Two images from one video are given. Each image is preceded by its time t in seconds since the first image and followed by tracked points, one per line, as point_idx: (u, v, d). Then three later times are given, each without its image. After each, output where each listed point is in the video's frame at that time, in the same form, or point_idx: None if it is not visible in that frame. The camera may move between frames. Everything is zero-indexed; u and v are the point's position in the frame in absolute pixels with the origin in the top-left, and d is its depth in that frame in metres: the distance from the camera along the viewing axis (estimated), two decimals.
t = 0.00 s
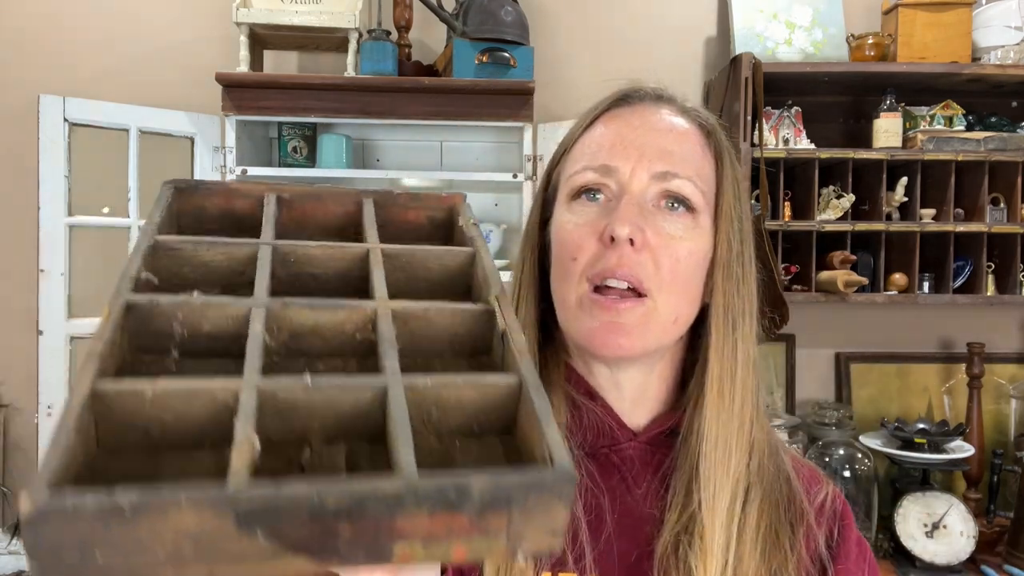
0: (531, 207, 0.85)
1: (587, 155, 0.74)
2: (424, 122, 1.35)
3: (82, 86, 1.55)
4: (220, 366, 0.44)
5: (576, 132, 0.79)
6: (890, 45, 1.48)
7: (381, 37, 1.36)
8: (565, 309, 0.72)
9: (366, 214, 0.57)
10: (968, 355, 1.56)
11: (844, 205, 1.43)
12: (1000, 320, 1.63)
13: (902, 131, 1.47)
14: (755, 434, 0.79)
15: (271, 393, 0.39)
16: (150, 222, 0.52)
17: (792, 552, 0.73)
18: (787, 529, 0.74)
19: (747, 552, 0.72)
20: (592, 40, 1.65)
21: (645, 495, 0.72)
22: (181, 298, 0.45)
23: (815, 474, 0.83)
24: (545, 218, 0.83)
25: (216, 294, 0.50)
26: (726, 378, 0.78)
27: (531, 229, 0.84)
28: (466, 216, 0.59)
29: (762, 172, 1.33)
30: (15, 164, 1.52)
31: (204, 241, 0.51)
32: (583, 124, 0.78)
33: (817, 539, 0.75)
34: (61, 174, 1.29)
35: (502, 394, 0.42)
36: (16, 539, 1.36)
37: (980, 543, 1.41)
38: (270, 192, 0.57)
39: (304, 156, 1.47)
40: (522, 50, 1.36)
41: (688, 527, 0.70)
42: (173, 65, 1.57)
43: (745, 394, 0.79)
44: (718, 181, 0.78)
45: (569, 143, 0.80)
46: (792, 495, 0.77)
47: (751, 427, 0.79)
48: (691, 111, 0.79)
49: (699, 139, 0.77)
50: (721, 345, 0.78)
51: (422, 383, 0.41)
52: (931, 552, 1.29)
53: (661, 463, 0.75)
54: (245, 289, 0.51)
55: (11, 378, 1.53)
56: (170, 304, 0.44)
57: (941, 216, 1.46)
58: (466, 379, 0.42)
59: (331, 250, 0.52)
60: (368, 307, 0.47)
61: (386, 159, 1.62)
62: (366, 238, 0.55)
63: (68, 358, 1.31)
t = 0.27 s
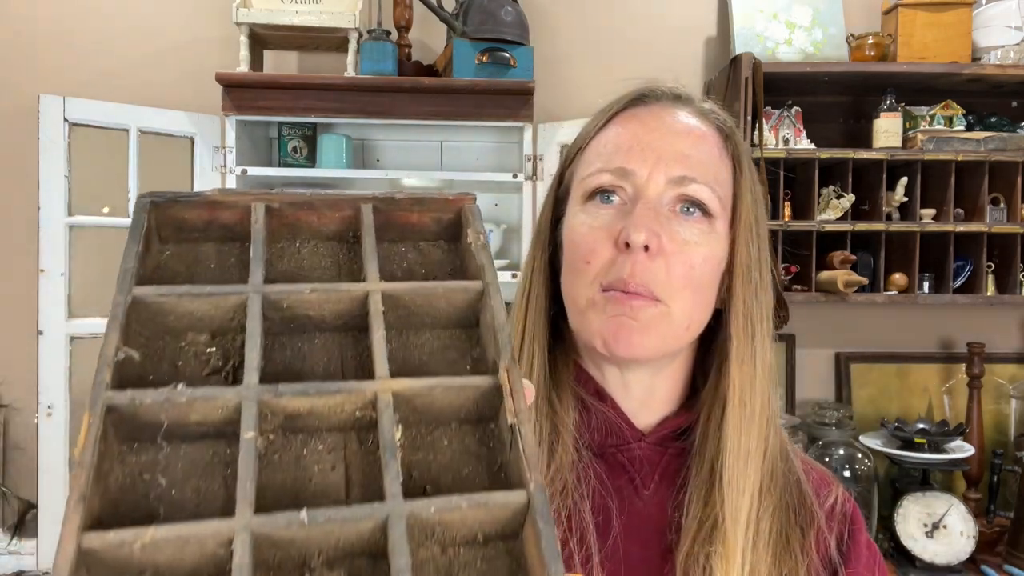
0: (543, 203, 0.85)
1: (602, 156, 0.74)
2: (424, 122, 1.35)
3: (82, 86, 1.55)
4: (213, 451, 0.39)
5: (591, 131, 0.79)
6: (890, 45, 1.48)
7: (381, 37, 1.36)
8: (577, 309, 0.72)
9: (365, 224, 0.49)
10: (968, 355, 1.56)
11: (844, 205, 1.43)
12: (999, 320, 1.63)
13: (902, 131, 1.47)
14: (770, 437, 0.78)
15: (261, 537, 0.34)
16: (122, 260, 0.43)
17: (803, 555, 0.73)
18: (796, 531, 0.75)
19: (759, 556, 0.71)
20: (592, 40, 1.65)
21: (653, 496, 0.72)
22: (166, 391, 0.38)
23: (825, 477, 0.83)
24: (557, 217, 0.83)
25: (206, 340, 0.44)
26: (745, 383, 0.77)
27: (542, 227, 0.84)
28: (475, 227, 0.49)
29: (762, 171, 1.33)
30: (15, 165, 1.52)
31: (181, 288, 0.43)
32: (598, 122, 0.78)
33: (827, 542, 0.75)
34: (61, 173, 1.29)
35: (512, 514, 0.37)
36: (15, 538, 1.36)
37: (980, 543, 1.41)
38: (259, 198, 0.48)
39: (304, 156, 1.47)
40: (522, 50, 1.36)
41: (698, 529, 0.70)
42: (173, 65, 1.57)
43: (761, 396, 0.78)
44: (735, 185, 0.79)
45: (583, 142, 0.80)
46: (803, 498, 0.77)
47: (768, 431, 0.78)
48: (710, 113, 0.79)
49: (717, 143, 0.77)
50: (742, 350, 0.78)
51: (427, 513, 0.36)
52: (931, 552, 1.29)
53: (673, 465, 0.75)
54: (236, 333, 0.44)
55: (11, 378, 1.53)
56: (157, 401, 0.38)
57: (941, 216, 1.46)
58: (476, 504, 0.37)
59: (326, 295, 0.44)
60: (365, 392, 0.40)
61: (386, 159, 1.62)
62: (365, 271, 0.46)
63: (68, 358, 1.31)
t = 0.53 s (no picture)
0: (548, 202, 0.85)
1: (610, 158, 0.74)
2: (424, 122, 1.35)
3: (82, 86, 1.55)
4: (198, 495, 0.41)
5: (598, 131, 0.79)
6: (890, 45, 1.48)
7: (381, 37, 1.36)
8: (585, 312, 0.72)
9: (355, 245, 0.49)
10: (968, 355, 1.56)
11: (844, 205, 1.43)
12: (1000, 320, 1.63)
13: (902, 131, 1.47)
14: (777, 441, 0.78)
15: None
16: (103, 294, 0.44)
17: (808, 559, 0.73)
18: (802, 535, 0.75)
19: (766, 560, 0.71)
20: (592, 40, 1.65)
21: (659, 501, 0.72)
22: (146, 439, 0.39)
23: (828, 482, 0.83)
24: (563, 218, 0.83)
25: (191, 374, 0.45)
26: (753, 387, 0.78)
27: (548, 229, 0.84)
28: (468, 247, 0.49)
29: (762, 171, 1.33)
30: (14, 165, 1.52)
31: (161, 324, 0.43)
32: (605, 122, 0.78)
33: (832, 546, 0.75)
34: (60, 174, 1.29)
35: (500, 563, 0.39)
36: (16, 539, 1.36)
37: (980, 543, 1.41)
38: (243, 220, 0.49)
39: (304, 156, 1.47)
40: (522, 50, 1.36)
41: (705, 534, 0.70)
42: (173, 65, 1.57)
43: (768, 400, 0.79)
44: (744, 189, 0.79)
45: (590, 141, 0.79)
46: (808, 502, 0.77)
47: (776, 436, 0.78)
48: (721, 114, 0.79)
49: (728, 146, 0.77)
50: (752, 355, 0.79)
51: (411, 568, 0.37)
52: (931, 552, 1.29)
53: (679, 469, 0.75)
54: (222, 365, 0.45)
55: (11, 378, 1.53)
56: (137, 451, 0.38)
57: (941, 216, 1.46)
58: (463, 556, 0.38)
59: (313, 326, 0.45)
60: (351, 433, 0.41)
61: (386, 159, 1.62)
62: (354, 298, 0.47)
63: (68, 358, 1.31)
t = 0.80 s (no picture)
0: (550, 202, 0.85)
1: (612, 159, 0.74)
2: (425, 122, 1.35)
3: (82, 86, 1.55)
4: (216, 509, 0.41)
5: (601, 131, 0.79)
6: (890, 45, 1.48)
7: (381, 37, 1.35)
8: (587, 312, 0.72)
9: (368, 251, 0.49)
10: (968, 355, 1.56)
11: (844, 205, 1.43)
12: (999, 320, 1.63)
13: (902, 131, 1.47)
14: (780, 442, 0.78)
15: None
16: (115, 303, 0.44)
17: (811, 559, 0.73)
18: (804, 535, 0.75)
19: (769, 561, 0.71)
20: (592, 40, 1.65)
21: (661, 502, 0.72)
22: (163, 454, 0.40)
23: (830, 482, 0.83)
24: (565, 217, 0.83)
25: (205, 383, 0.46)
26: (756, 388, 0.78)
27: (550, 229, 0.84)
28: (484, 254, 0.50)
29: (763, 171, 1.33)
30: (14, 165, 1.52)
31: (175, 334, 0.43)
32: (607, 122, 0.78)
33: (834, 547, 0.75)
34: (60, 174, 1.29)
35: None
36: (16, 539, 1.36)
37: (980, 543, 1.41)
38: (256, 225, 0.49)
39: (304, 156, 1.47)
40: (522, 50, 1.36)
41: (708, 535, 0.70)
42: (172, 65, 1.57)
43: (771, 400, 0.79)
44: (747, 189, 0.79)
45: (592, 141, 0.79)
46: (810, 502, 0.77)
47: (780, 436, 0.78)
48: (724, 114, 0.79)
49: (731, 146, 0.76)
50: (756, 355, 0.79)
51: None
52: (931, 552, 1.29)
53: (681, 470, 0.75)
54: (236, 375, 0.46)
55: (12, 378, 1.53)
56: (153, 465, 0.39)
57: (941, 216, 1.46)
58: (486, 573, 0.37)
59: (328, 336, 0.45)
60: (370, 447, 0.41)
61: (386, 159, 1.62)
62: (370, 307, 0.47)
63: (68, 357, 1.31)
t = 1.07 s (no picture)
0: (551, 202, 0.85)
1: (613, 158, 0.74)
2: (425, 122, 1.35)
3: (82, 86, 1.55)
4: (273, 489, 0.44)
5: (602, 130, 0.79)
6: (890, 45, 1.48)
7: (381, 37, 1.36)
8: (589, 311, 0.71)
9: (411, 245, 0.53)
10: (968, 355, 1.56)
11: (844, 205, 1.43)
12: (999, 320, 1.63)
13: (902, 131, 1.47)
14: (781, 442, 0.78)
15: None
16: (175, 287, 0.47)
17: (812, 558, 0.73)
18: (805, 533, 0.75)
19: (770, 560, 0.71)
20: (592, 40, 1.65)
21: (662, 502, 0.72)
22: (229, 438, 0.41)
23: (828, 482, 0.83)
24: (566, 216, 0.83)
25: (257, 367, 0.49)
26: (757, 388, 0.78)
27: (550, 229, 0.84)
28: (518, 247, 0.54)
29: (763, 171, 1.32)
30: (14, 165, 1.52)
31: (235, 321, 0.46)
32: (608, 121, 0.78)
33: (835, 546, 0.75)
34: (60, 174, 1.29)
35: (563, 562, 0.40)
36: (15, 539, 1.36)
37: (980, 543, 1.41)
38: (304, 215, 0.52)
39: (304, 156, 1.47)
40: (522, 50, 1.36)
41: (710, 535, 0.70)
42: (173, 65, 1.57)
43: (772, 400, 0.79)
44: (748, 188, 0.79)
45: (593, 140, 0.79)
46: (810, 502, 0.77)
47: (780, 436, 0.78)
48: (725, 113, 0.78)
49: (732, 145, 0.76)
50: (756, 354, 0.79)
51: (485, 565, 0.39)
52: (931, 552, 1.29)
53: (683, 469, 0.75)
54: (287, 361, 0.49)
55: (12, 378, 1.53)
56: (221, 449, 0.41)
57: (941, 216, 1.46)
58: (532, 556, 0.40)
59: (376, 326, 0.49)
60: (421, 434, 0.44)
61: (386, 159, 1.62)
62: (415, 300, 0.51)
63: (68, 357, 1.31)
